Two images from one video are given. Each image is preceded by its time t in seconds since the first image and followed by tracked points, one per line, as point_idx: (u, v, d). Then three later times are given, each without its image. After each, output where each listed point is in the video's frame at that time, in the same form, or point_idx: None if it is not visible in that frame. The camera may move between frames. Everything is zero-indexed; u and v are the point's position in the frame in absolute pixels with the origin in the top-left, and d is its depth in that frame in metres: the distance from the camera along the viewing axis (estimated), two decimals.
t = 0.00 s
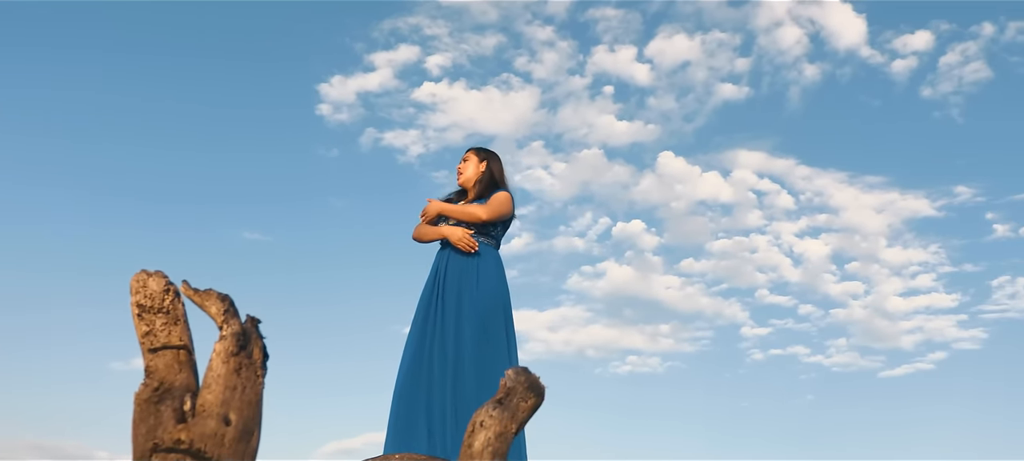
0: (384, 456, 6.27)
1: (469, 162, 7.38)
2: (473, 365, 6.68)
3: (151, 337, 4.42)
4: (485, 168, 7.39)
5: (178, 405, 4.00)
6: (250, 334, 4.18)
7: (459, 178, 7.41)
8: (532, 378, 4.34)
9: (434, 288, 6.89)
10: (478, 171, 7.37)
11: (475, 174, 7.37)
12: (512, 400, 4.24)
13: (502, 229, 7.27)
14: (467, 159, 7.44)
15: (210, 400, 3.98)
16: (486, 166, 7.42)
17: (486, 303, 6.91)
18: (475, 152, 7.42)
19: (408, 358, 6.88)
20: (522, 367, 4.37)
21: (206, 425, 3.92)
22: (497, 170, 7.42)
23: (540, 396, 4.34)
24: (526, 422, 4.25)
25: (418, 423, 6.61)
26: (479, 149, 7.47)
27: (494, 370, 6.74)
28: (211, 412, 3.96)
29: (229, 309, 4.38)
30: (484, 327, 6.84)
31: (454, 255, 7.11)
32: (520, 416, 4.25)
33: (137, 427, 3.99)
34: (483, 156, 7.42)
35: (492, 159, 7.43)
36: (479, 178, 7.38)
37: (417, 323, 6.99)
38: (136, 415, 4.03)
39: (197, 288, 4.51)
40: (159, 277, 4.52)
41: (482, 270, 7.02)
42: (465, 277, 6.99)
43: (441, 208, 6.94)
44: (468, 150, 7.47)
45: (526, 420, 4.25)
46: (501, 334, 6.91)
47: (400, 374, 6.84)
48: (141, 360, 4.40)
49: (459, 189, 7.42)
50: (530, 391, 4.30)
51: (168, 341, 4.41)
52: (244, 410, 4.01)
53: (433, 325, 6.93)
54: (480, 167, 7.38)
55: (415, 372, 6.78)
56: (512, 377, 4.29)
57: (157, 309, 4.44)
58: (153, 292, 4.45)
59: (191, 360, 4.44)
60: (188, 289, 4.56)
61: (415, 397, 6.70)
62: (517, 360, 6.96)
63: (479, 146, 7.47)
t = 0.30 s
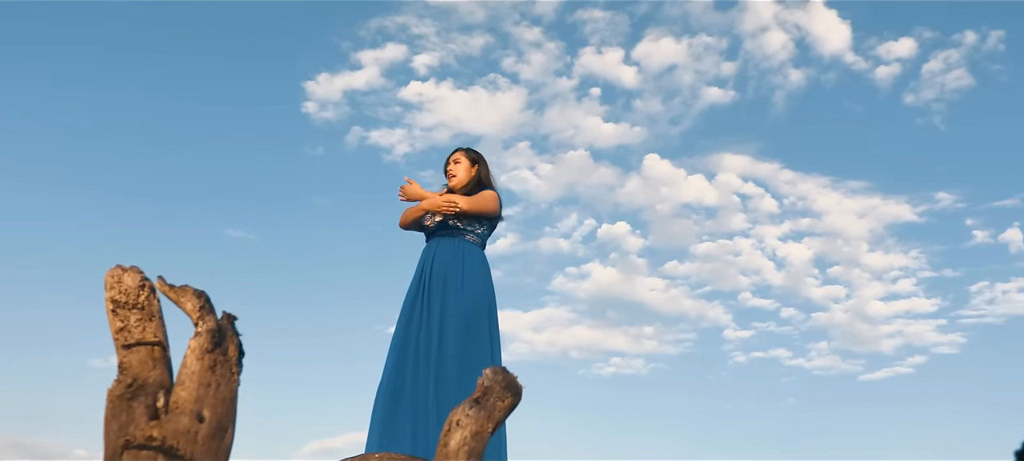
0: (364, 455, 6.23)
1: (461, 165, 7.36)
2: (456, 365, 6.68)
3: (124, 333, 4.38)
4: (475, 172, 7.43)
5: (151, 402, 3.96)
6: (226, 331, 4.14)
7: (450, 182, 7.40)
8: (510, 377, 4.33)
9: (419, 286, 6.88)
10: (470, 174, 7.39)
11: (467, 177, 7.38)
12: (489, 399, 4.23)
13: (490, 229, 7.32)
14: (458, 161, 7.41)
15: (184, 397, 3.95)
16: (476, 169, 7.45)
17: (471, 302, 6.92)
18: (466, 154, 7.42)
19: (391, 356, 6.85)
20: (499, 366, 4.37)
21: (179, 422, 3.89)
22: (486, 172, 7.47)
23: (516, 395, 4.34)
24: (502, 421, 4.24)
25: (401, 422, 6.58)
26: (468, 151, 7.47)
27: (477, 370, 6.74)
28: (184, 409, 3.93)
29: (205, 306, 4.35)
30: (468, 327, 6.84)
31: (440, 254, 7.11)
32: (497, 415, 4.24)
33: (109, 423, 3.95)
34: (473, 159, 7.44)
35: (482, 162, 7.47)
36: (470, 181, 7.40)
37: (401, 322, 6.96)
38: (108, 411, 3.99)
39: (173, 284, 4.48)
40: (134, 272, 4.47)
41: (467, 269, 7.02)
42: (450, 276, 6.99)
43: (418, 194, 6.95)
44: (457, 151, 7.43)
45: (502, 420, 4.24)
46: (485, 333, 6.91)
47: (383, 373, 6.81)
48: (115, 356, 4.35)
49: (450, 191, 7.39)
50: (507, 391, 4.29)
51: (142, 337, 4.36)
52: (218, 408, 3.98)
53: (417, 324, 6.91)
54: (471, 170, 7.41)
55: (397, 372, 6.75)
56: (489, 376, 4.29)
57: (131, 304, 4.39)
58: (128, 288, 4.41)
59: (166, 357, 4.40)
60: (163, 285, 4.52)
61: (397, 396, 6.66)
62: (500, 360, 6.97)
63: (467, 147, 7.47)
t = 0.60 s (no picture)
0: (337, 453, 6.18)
1: (450, 164, 7.38)
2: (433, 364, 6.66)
3: (89, 330, 4.30)
4: (460, 175, 7.47)
5: (115, 400, 3.90)
6: (193, 329, 4.09)
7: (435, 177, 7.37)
8: (481, 375, 4.33)
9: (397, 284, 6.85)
10: (455, 175, 7.41)
11: (452, 177, 7.40)
12: (460, 397, 4.22)
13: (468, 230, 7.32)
14: (447, 159, 7.42)
15: (149, 395, 3.89)
16: (461, 173, 7.50)
17: (449, 300, 6.90)
18: (456, 155, 7.45)
19: (368, 355, 6.80)
20: (471, 365, 4.36)
21: (144, 421, 3.83)
22: (470, 179, 7.52)
23: (487, 394, 4.33)
24: (473, 420, 4.23)
25: (376, 421, 6.54)
26: (457, 152, 7.50)
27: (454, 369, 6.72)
28: (150, 408, 3.87)
29: (172, 303, 4.29)
30: (446, 326, 6.82)
31: (418, 251, 7.08)
32: (468, 414, 4.23)
33: (72, 422, 3.88)
34: (461, 163, 7.49)
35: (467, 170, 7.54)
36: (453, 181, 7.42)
37: (378, 320, 6.92)
38: (71, 410, 3.92)
39: (139, 280, 4.41)
40: (100, 268, 4.40)
41: (445, 268, 7.00)
42: (428, 274, 6.96)
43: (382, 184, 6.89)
44: (447, 149, 7.43)
45: (473, 418, 4.23)
46: (462, 332, 6.90)
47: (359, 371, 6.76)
48: (79, 353, 4.27)
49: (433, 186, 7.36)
50: (479, 389, 4.28)
51: (107, 335, 4.29)
52: (184, 406, 3.93)
53: (394, 323, 6.88)
54: (457, 172, 7.45)
55: (373, 370, 6.71)
56: (461, 375, 4.28)
57: (96, 301, 4.31)
58: (93, 284, 4.33)
59: (132, 354, 4.33)
60: (129, 281, 4.45)
61: (374, 395, 6.63)
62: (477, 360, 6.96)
63: (455, 149, 7.51)
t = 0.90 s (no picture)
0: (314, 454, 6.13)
1: (432, 162, 7.37)
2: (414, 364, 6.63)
3: (57, 331, 4.23)
4: (442, 174, 7.45)
5: (84, 402, 3.84)
6: (164, 329, 4.03)
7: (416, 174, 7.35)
8: (457, 376, 4.31)
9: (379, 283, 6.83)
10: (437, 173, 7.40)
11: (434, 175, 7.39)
12: (435, 398, 4.20)
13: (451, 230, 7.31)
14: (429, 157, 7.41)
15: (119, 397, 3.83)
16: (444, 173, 7.48)
17: (431, 300, 6.87)
18: (438, 153, 7.44)
19: (349, 354, 6.77)
20: (446, 365, 4.34)
21: (113, 423, 3.77)
22: (452, 177, 7.50)
23: (463, 394, 4.31)
24: (448, 420, 4.22)
25: (356, 421, 6.50)
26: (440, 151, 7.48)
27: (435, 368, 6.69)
28: (119, 410, 3.81)
29: (143, 303, 4.23)
30: (428, 325, 6.80)
31: (401, 251, 7.06)
32: (443, 414, 4.21)
33: (38, 425, 3.81)
34: (443, 162, 7.47)
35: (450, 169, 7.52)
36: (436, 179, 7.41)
37: (359, 320, 6.89)
38: (38, 412, 3.86)
39: (109, 280, 4.34)
40: (68, 268, 4.33)
41: (428, 267, 6.98)
42: (411, 273, 6.93)
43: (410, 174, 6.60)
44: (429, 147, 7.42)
45: (448, 419, 4.22)
46: (445, 332, 6.87)
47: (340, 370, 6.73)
48: (47, 355, 4.20)
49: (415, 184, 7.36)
50: (454, 390, 4.26)
51: (76, 335, 4.22)
52: (155, 408, 3.87)
53: (376, 322, 6.85)
54: (439, 171, 7.44)
55: (354, 370, 6.68)
56: (436, 375, 4.26)
57: (65, 301, 4.24)
58: (62, 284, 4.26)
59: (102, 355, 4.26)
60: (99, 281, 4.38)
61: (354, 395, 6.59)
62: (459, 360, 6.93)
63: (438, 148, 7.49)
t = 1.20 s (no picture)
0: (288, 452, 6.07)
1: (409, 158, 7.38)
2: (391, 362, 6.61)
3: (25, 329, 4.17)
4: (421, 170, 7.45)
5: (52, 401, 3.79)
6: (135, 327, 3.99)
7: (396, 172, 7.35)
8: (432, 374, 4.30)
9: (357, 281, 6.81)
10: (416, 170, 7.40)
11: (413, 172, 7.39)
12: (409, 397, 4.20)
13: (431, 229, 7.28)
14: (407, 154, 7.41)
15: (88, 396, 3.79)
16: (423, 168, 7.48)
17: (410, 299, 6.86)
18: (416, 150, 7.44)
19: (325, 351, 6.74)
20: (421, 364, 4.33)
21: (83, 422, 3.73)
22: (432, 174, 7.50)
23: (438, 393, 4.31)
24: (423, 419, 4.21)
25: (331, 419, 6.47)
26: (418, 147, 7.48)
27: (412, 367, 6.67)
28: (88, 409, 3.76)
29: (113, 300, 4.18)
30: (407, 324, 6.78)
31: (380, 249, 7.04)
32: (417, 413, 4.21)
33: (5, 424, 3.76)
34: (422, 158, 7.46)
35: (429, 164, 7.52)
36: (415, 176, 7.41)
37: (338, 317, 6.87)
38: (5, 411, 3.80)
39: (79, 278, 4.29)
40: (37, 264, 4.26)
41: (407, 266, 6.96)
42: (390, 271, 6.91)
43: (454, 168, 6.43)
44: (406, 144, 7.41)
45: (422, 417, 4.21)
46: (423, 331, 6.85)
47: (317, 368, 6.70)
48: (14, 353, 4.14)
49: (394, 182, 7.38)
50: (428, 388, 4.25)
51: (45, 333, 4.16)
52: (125, 407, 3.83)
53: (353, 320, 6.83)
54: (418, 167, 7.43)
55: (330, 367, 6.65)
56: (410, 373, 4.25)
57: (33, 298, 4.18)
58: (30, 281, 4.19)
59: (71, 353, 4.21)
60: (68, 278, 4.32)
61: (329, 392, 6.57)
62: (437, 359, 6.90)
63: (418, 145, 7.48)
